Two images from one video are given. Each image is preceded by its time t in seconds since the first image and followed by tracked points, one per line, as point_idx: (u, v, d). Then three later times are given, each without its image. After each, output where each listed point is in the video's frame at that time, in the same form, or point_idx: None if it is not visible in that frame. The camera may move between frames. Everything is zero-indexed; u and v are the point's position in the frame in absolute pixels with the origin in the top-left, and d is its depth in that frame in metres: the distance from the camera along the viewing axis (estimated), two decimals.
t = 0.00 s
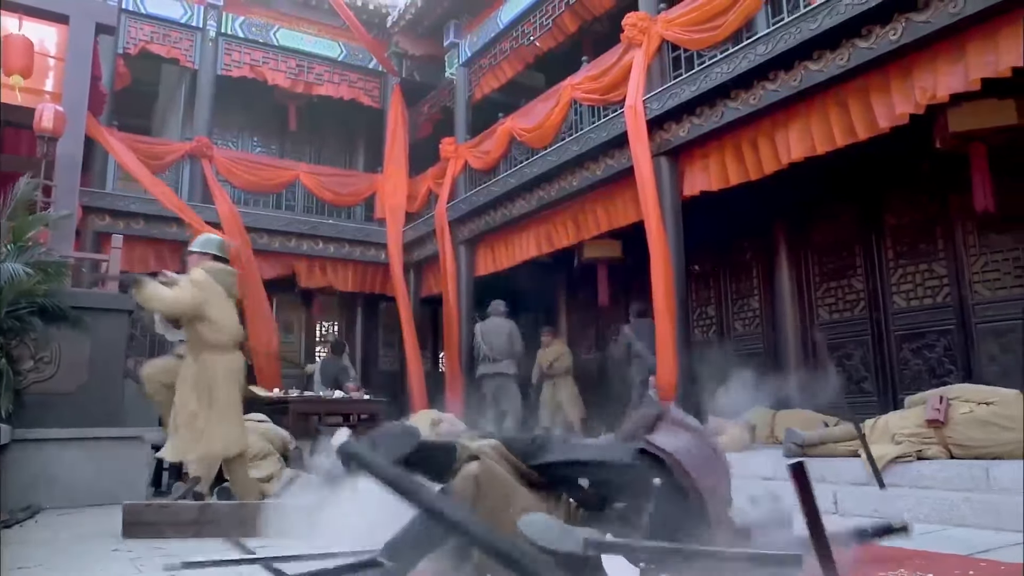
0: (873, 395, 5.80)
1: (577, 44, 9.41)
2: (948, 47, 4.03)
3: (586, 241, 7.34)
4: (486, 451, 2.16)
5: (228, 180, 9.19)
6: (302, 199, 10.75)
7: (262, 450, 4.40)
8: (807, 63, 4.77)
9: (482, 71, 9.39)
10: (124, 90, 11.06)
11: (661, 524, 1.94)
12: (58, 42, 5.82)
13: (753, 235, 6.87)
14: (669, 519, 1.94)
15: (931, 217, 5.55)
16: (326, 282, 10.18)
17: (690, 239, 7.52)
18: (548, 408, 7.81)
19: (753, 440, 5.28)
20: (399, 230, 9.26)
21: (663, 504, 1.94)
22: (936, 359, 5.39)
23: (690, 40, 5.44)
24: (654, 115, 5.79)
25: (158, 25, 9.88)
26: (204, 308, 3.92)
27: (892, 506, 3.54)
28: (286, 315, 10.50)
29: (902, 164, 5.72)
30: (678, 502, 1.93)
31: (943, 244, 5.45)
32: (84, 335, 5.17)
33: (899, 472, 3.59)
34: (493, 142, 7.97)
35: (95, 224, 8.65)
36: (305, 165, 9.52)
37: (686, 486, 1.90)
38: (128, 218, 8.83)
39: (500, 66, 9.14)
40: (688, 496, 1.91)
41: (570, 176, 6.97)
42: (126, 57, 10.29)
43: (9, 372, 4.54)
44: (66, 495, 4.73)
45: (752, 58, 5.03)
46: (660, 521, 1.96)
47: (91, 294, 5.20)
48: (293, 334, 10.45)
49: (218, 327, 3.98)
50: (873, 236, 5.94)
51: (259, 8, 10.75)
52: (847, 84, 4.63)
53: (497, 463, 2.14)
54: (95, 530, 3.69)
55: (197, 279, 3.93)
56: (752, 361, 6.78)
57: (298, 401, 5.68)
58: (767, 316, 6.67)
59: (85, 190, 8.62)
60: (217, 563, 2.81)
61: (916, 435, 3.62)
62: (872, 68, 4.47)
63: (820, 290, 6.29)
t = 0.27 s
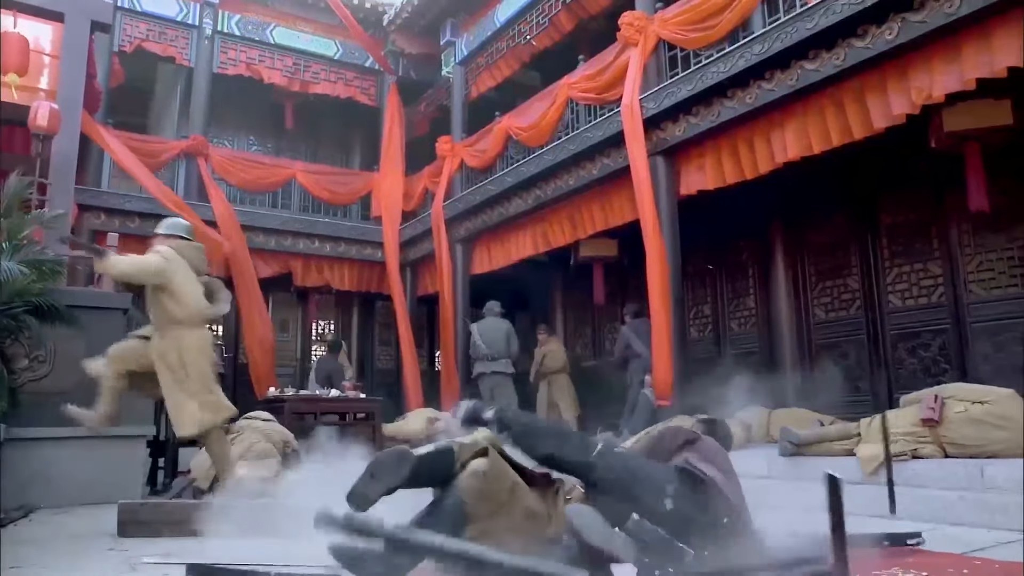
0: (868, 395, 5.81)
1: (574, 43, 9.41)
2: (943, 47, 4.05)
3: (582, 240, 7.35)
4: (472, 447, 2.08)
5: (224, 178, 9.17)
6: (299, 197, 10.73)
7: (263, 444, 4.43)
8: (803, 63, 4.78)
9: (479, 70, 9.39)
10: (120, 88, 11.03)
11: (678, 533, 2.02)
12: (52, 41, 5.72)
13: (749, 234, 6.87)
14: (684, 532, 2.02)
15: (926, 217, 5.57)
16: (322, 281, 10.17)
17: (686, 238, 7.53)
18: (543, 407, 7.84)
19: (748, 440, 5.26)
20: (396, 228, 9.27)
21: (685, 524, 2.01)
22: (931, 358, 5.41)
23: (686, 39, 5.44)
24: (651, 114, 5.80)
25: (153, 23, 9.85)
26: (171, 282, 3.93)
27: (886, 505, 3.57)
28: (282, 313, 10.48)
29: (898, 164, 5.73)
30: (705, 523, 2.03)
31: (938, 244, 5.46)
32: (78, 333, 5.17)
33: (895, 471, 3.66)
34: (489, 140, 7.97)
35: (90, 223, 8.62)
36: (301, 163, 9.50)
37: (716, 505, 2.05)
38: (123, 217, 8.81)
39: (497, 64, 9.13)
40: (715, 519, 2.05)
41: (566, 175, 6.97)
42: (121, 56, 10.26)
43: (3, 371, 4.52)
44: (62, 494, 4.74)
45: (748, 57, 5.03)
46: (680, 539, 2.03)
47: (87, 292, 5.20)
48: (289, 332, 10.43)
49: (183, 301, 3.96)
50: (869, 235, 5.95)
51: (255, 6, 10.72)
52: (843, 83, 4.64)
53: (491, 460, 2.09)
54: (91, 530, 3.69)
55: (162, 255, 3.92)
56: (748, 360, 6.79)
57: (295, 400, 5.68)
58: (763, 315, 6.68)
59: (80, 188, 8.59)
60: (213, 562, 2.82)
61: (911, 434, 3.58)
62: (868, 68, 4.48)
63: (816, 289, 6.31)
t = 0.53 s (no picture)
0: (861, 393, 5.84)
1: (568, 41, 9.41)
2: (936, 46, 4.07)
3: (576, 238, 7.35)
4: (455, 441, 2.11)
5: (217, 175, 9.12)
6: (292, 194, 10.70)
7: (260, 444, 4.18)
8: (796, 62, 4.79)
9: (473, 67, 9.38)
10: (112, 84, 10.97)
11: (694, 532, 2.11)
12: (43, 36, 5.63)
13: (742, 232, 6.89)
14: (698, 532, 2.12)
15: (918, 215, 5.59)
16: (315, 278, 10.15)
17: (680, 236, 7.55)
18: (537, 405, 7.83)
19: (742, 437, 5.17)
20: (389, 226, 9.25)
21: (704, 524, 2.11)
22: (923, 356, 5.45)
23: (680, 38, 5.44)
24: (645, 112, 5.80)
25: (146, 19, 9.79)
26: (137, 266, 4.02)
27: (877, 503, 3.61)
28: (274, 311, 10.45)
29: (890, 163, 5.76)
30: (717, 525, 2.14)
31: (930, 243, 5.49)
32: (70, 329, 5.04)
33: (887, 468, 3.76)
34: (483, 138, 7.97)
35: (82, 219, 8.57)
36: (295, 160, 9.46)
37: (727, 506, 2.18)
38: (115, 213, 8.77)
39: (491, 62, 9.12)
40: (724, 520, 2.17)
41: (560, 173, 6.97)
42: (113, 51, 10.20)
43: None
44: (53, 491, 4.72)
45: (742, 55, 5.03)
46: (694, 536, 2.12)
47: (80, 289, 5.24)
48: (281, 329, 10.40)
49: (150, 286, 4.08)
50: (861, 234, 5.98)
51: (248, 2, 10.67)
52: (837, 82, 4.65)
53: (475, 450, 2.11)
54: (84, 527, 3.68)
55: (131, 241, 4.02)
56: (741, 359, 6.81)
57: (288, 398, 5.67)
58: (756, 313, 6.69)
59: (71, 184, 8.54)
60: (206, 560, 2.83)
61: (902, 432, 3.79)
62: (861, 67, 4.49)
63: (809, 288, 6.33)
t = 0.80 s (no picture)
0: (851, 388, 5.87)
1: (561, 35, 9.39)
2: (926, 44, 4.09)
3: (568, 233, 7.35)
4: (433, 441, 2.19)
5: (207, 168, 9.06)
6: (283, 188, 10.64)
7: (259, 445, 4.28)
8: (788, 58, 4.80)
9: (465, 61, 9.35)
10: (102, 76, 10.87)
11: (689, 519, 2.30)
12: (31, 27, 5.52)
13: (733, 228, 6.91)
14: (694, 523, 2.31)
15: (908, 211, 5.63)
16: (307, 273, 10.11)
17: (672, 232, 7.56)
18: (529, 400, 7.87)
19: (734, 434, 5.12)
20: (381, 220, 9.23)
21: (699, 515, 2.31)
22: (913, 351, 5.49)
23: (673, 33, 5.44)
24: (637, 107, 5.80)
25: (136, 11, 9.71)
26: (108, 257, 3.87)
27: (867, 497, 3.66)
28: (266, 305, 10.42)
29: (881, 159, 5.78)
30: (712, 520, 2.34)
31: (920, 239, 5.53)
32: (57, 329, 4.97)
33: (877, 463, 3.85)
34: (475, 133, 7.95)
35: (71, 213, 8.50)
36: (287, 154, 9.42)
37: (726, 504, 2.37)
38: (105, 207, 8.71)
39: (484, 56, 9.10)
40: (720, 517, 2.36)
41: (552, 168, 6.96)
42: (103, 44, 10.11)
43: None
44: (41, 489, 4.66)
45: (735, 51, 5.04)
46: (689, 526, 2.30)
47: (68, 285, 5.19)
48: (273, 324, 10.36)
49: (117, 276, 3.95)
50: (852, 230, 6.00)
51: None
52: (828, 78, 4.67)
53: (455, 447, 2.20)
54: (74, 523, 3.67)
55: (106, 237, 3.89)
56: (732, 354, 6.83)
57: (279, 392, 5.65)
58: (747, 308, 6.72)
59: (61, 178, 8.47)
60: (198, 555, 2.83)
61: (892, 428, 3.87)
62: (852, 64, 4.51)
63: (800, 283, 6.36)
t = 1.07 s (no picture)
0: (844, 381, 5.90)
1: (556, 27, 9.37)
2: (921, 38, 4.09)
3: (563, 226, 7.35)
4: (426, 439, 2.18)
5: (201, 161, 9.01)
6: (277, 180, 10.60)
7: (254, 434, 4.29)
8: (783, 51, 4.80)
9: (460, 53, 9.31)
10: (94, 67, 10.78)
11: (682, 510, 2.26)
12: (24, 17, 5.41)
13: (728, 221, 6.93)
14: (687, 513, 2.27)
15: (902, 204, 5.64)
16: (300, 265, 10.08)
17: (667, 225, 7.57)
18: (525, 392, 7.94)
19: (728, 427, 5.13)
20: (375, 213, 9.20)
21: (697, 509, 2.25)
22: (905, 344, 5.51)
23: (668, 25, 5.42)
24: (632, 100, 5.78)
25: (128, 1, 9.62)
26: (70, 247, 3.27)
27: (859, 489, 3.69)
28: (259, 297, 10.38)
29: (875, 152, 5.80)
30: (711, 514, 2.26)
31: (913, 232, 5.55)
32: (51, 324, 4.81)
33: (869, 456, 3.87)
34: (470, 125, 7.93)
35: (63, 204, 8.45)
36: (280, 146, 9.38)
37: (730, 501, 2.27)
38: (97, 198, 8.65)
39: (479, 48, 9.07)
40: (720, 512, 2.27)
41: (547, 161, 6.95)
42: (95, 34, 10.02)
43: None
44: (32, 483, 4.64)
45: (730, 44, 5.03)
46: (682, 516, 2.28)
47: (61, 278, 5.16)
48: (266, 316, 10.33)
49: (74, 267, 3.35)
50: (846, 223, 6.02)
51: None
52: (823, 72, 4.67)
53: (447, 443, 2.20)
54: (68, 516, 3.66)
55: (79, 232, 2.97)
56: (726, 347, 6.85)
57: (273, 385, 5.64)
58: (741, 301, 6.74)
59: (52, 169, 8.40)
60: (192, 548, 2.83)
61: (884, 419, 3.92)
62: (847, 57, 4.51)
63: (794, 276, 6.38)
